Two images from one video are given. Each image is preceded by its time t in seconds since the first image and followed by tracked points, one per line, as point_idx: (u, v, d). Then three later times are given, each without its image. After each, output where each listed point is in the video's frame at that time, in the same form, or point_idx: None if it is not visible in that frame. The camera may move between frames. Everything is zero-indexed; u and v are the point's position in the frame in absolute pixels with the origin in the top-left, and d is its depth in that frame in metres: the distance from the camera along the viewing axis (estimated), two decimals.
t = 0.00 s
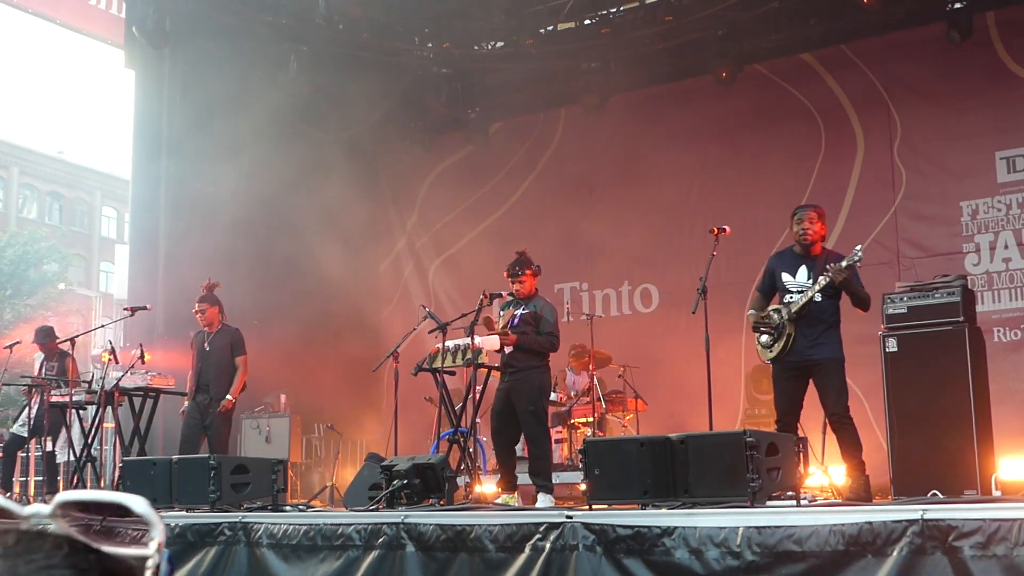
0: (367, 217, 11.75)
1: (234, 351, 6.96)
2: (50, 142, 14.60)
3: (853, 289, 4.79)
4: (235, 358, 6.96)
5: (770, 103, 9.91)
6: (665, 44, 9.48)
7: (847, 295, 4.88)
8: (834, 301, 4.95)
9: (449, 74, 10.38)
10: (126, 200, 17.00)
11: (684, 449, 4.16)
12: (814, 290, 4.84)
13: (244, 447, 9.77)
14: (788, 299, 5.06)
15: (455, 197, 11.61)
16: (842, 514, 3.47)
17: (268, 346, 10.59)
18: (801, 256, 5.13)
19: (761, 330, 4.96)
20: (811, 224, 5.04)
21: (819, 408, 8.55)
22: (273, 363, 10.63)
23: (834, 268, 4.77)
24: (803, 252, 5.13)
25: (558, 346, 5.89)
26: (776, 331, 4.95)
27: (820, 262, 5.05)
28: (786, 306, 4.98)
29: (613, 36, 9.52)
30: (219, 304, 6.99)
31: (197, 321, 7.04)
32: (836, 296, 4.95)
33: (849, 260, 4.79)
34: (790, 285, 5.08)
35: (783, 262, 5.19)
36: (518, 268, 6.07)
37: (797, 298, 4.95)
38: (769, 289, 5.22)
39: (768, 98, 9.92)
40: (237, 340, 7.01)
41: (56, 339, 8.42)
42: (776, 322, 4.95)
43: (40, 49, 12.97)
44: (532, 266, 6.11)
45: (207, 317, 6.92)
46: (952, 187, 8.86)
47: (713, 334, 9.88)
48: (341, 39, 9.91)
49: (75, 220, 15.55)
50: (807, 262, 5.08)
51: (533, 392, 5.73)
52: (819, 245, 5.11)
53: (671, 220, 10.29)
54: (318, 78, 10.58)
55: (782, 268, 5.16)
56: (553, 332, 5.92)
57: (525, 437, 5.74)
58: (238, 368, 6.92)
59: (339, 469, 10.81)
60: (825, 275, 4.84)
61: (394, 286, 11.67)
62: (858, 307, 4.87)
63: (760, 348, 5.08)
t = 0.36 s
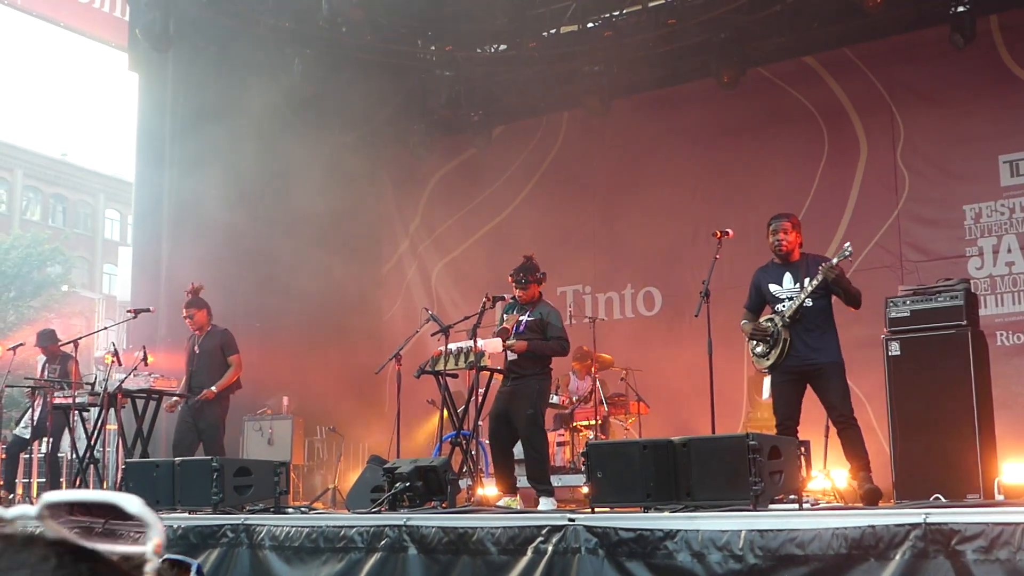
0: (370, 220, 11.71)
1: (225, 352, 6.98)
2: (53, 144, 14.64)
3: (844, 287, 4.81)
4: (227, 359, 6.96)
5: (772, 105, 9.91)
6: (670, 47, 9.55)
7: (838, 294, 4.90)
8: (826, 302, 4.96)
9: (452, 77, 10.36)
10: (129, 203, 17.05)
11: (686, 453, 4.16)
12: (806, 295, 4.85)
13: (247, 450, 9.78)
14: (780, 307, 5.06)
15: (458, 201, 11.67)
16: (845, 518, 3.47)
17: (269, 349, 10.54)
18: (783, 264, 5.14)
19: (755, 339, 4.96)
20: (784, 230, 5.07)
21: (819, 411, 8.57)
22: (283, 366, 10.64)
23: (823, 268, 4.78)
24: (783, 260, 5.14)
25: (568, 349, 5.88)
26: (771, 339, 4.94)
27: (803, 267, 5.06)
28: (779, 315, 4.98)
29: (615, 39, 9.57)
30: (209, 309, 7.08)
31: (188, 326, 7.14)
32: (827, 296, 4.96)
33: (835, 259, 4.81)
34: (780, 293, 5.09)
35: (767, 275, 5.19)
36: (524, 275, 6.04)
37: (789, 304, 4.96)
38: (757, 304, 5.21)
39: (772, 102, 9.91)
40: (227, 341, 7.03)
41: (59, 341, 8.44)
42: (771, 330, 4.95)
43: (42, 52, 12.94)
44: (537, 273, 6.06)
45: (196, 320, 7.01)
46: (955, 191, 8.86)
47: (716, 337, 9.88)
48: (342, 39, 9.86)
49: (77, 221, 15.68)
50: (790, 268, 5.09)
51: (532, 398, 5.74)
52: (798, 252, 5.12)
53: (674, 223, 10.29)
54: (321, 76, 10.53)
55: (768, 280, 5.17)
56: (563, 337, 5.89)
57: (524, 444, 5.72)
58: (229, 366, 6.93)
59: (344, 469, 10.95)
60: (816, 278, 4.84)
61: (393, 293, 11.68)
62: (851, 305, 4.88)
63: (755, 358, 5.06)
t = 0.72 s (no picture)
0: (375, 223, 11.77)
1: (207, 353, 7.07)
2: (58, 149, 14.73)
3: (849, 280, 4.79)
4: (209, 360, 7.05)
5: (777, 106, 9.91)
6: (675, 49, 9.52)
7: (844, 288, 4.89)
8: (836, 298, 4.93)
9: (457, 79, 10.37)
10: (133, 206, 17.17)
11: (692, 455, 4.15)
12: (811, 291, 4.85)
13: (252, 453, 9.80)
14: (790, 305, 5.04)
15: (463, 205, 11.69)
16: (851, 520, 3.47)
17: (274, 352, 10.54)
18: (790, 262, 5.14)
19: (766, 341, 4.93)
20: (790, 227, 5.08)
21: (823, 414, 8.57)
22: (289, 367, 10.66)
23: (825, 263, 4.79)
24: (791, 258, 5.14)
25: (569, 349, 5.88)
26: (782, 340, 4.92)
27: (810, 263, 5.05)
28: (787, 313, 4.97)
29: (619, 42, 9.58)
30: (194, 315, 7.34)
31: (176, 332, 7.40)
32: (836, 291, 4.94)
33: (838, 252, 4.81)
34: (788, 291, 5.08)
35: (776, 274, 5.19)
36: (526, 271, 6.06)
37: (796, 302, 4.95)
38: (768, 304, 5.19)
39: (776, 105, 9.92)
40: (209, 343, 7.10)
41: (65, 345, 8.47)
42: (781, 331, 4.92)
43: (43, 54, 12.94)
44: (539, 270, 6.08)
45: (181, 324, 7.27)
46: (960, 192, 8.84)
47: (721, 339, 9.87)
48: (347, 43, 9.87)
49: (83, 226, 15.83)
50: (797, 265, 5.09)
51: (539, 401, 5.74)
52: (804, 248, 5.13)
53: (679, 225, 10.29)
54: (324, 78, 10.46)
55: (776, 279, 5.16)
56: (564, 336, 5.89)
57: (531, 443, 5.75)
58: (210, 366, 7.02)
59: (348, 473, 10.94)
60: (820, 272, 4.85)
61: (399, 297, 11.75)
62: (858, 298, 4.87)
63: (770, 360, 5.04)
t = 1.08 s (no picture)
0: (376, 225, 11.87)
1: (204, 357, 7.22)
2: (62, 154, 14.83)
3: (870, 288, 4.77)
4: (207, 363, 7.19)
5: (779, 105, 9.91)
6: (677, 49, 9.47)
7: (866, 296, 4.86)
8: (858, 303, 4.93)
9: (460, 80, 10.41)
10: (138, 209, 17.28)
11: (698, 455, 4.15)
12: (832, 293, 4.85)
13: (258, 455, 9.81)
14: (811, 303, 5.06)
15: (468, 205, 11.63)
16: (858, 518, 3.47)
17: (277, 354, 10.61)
18: (821, 259, 5.15)
19: (783, 336, 4.97)
20: (827, 224, 5.08)
21: (828, 413, 8.56)
22: (294, 368, 10.74)
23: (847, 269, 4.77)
24: (822, 255, 5.14)
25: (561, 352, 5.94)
26: (798, 336, 4.94)
27: (838, 264, 5.05)
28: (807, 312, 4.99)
29: (623, 41, 9.59)
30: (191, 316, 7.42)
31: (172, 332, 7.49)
32: (858, 297, 4.94)
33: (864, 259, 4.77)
34: (811, 287, 5.10)
35: (804, 267, 5.20)
36: (510, 276, 6.13)
37: (817, 302, 4.96)
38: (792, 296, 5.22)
39: (779, 104, 9.91)
40: (206, 346, 7.28)
41: (70, 349, 8.48)
42: (799, 328, 4.94)
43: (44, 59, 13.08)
44: (523, 273, 6.15)
45: (177, 325, 7.34)
46: (965, 190, 8.83)
47: (727, 339, 9.86)
48: (350, 45, 9.82)
49: (88, 229, 15.38)
50: (826, 263, 5.09)
51: (535, 404, 5.76)
52: (837, 247, 5.13)
53: (684, 224, 10.28)
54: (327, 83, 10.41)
55: (803, 273, 5.17)
56: (555, 340, 5.94)
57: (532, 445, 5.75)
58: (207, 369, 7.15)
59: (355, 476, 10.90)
60: (843, 276, 4.84)
61: (405, 298, 11.60)
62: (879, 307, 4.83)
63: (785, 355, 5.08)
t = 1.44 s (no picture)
0: (377, 225, 11.88)
1: (204, 357, 7.20)
2: (67, 154, 14.85)
3: (866, 297, 4.81)
4: (206, 364, 7.18)
5: (783, 107, 9.92)
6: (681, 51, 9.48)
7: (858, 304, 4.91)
8: (845, 309, 4.94)
9: (465, 81, 10.44)
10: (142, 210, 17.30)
11: (702, 456, 4.16)
12: (827, 299, 4.86)
13: (262, 455, 9.82)
14: (800, 306, 5.06)
15: (473, 205, 11.76)
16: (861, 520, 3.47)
17: (282, 356, 10.49)
18: (810, 261, 5.15)
19: (772, 341, 4.94)
20: (822, 227, 5.08)
21: (831, 414, 8.57)
22: (301, 369, 10.66)
23: (849, 276, 4.79)
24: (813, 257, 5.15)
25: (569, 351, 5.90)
26: (788, 341, 4.93)
27: (830, 268, 5.06)
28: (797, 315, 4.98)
29: (628, 43, 9.60)
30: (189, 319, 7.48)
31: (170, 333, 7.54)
32: (846, 303, 4.94)
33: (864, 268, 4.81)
34: (800, 289, 5.10)
35: (793, 267, 5.20)
36: (519, 276, 6.14)
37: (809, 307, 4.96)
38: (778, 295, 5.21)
39: (784, 105, 9.91)
40: (204, 346, 7.24)
41: (75, 349, 8.51)
42: (788, 333, 4.93)
43: (44, 56, 12.87)
44: (533, 273, 6.16)
45: (172, 327, 7.38)
46: (970, 192, 8.82)
47: (731, 340, 9.87)
48: (356, 46, 9.97)
49: (91, 229, 15.87)
50: (816, 266, 5.10)
51: (546, 403, 5.75)
52: (829, 250, 5.14)
53: (688, 226, 10.29)
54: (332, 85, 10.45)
55: (792, 274, 5.17)
56: (562, 337, 5.93)
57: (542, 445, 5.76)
58: (209, 369, 7.15)
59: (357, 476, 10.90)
60: (841, 283, 4.86)
61: (410, 297, 11.94)
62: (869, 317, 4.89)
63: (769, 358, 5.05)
